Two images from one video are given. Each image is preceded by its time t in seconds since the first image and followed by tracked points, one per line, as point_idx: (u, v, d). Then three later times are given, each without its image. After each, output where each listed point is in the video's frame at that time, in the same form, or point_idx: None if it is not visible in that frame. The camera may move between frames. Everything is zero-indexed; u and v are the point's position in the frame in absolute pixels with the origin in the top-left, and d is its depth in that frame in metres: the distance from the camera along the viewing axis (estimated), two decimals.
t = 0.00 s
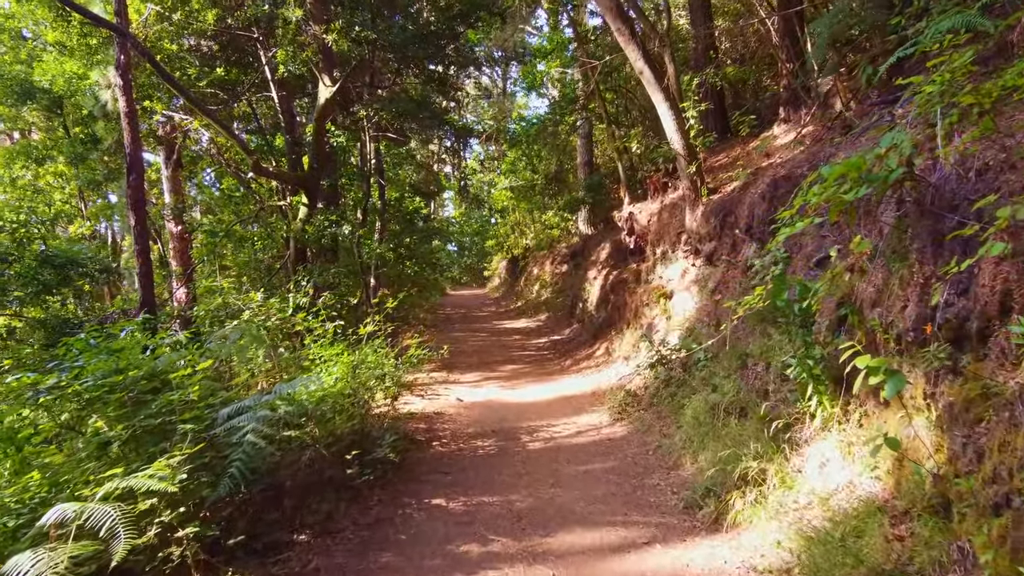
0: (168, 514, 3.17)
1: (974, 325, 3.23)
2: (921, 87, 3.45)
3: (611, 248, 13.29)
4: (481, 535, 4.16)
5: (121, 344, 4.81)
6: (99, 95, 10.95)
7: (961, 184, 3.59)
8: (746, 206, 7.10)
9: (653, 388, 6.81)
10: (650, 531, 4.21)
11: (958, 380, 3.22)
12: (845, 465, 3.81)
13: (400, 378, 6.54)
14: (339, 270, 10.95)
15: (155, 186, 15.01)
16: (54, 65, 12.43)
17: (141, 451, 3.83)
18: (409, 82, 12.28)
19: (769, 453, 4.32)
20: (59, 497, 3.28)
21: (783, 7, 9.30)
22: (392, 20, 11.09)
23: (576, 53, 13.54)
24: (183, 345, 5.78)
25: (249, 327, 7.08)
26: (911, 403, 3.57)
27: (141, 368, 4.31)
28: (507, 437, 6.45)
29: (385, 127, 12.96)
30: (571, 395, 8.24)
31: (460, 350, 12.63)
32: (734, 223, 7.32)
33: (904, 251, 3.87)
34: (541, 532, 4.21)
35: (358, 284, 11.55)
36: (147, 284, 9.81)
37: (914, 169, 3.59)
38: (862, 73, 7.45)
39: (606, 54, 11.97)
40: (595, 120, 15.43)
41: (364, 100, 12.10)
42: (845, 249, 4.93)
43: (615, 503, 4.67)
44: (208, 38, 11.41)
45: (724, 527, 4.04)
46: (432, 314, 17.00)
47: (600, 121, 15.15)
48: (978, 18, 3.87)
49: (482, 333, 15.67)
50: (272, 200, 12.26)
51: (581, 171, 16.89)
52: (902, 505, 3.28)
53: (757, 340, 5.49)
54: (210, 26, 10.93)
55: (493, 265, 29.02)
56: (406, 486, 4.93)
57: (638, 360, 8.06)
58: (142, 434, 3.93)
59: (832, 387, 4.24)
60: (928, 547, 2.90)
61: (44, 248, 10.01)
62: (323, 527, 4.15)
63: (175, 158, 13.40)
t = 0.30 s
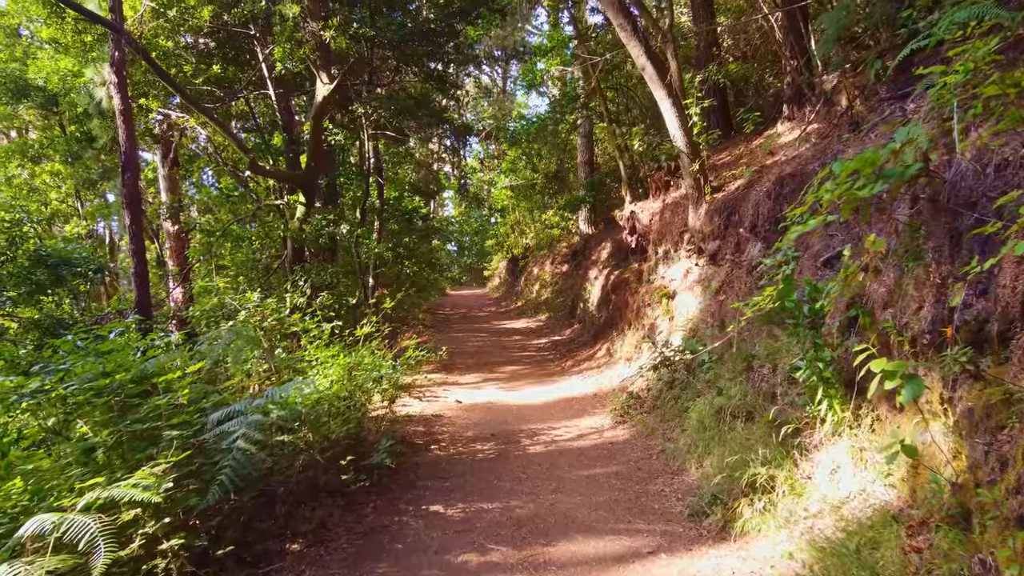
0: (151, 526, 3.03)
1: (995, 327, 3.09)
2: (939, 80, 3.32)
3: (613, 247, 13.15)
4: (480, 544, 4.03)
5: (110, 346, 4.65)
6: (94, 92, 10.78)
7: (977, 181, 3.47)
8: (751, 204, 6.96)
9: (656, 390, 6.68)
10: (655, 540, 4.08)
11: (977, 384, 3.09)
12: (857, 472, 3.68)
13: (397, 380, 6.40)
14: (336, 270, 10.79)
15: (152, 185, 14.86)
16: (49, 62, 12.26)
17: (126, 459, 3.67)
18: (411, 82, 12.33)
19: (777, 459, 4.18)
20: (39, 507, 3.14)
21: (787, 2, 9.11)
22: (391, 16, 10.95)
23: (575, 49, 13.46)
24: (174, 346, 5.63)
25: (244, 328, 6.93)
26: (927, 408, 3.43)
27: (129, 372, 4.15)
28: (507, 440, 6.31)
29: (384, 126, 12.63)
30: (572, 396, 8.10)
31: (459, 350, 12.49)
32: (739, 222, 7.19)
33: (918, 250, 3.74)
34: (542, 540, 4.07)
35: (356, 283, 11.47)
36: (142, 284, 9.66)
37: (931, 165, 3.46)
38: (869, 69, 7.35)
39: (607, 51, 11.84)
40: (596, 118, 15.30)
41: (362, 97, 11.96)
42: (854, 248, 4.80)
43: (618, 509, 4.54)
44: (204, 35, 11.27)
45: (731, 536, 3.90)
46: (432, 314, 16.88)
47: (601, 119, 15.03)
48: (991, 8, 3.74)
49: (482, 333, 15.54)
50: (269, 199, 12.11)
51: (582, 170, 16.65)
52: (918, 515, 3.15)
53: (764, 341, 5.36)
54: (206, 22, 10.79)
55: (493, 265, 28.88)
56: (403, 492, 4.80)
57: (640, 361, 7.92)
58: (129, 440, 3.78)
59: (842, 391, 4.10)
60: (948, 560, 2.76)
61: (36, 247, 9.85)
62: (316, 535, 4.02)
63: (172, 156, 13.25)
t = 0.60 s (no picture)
0: (133, 538, 2.90)
1: (1016, 330, 2.96)
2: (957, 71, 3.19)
3: (614, 246, 13.02)
4: (479, 553, 3.90)
5: (98, 347, 4.50)
6: (88, 90, 10.64)
7: (996, 178, 3.33)
8: (755, 203, 6.83)
9: (659, 392, 6.54)
10: (659, 549, 3.94)
11: (999, 390, 2.95)
12: (869, 480, 3.54)
13: (395, 382, 6.27)
14: (333, 270, 10.64)
15: (149, 184, 14.72)
16: (44, 59, 12.11)
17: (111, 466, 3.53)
18: (410, 80, 12.26)
19: (786, 465, 4.05)
20: (16, 518, 2.99)
21: None
22: (389, 13, 10.73)
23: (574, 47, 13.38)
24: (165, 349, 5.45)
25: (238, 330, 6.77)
26: (943, 413, 3.30)
27: (117, 375, 4.00)
28: (507, 444, 6.18)
29: (382, 124, 12.50)
30: (573, 398, 7.97)
31: (458, 351, 12.35)
32: (743, 221, 7.05)
33: (933, 249, 3.61)
34: (543, 550, 3.94)
35: (355, 283, 11.34)
36: (137, 284, 9.52)
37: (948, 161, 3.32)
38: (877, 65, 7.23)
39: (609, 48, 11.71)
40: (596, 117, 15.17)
41: (361, 95, 11.81)
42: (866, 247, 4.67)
43: (621, 517, 4.40)
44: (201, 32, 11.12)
45: (739, 545, 3.76)
46: (431, 314, 16.74)
47: (602, 119, 14.86)
48: None
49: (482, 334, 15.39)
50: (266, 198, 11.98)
51: (584, 170, 16.40)
52: (936, 526, 3.01)
53: (770, 343, 5.23)
54: (202, 19, 10.61)
55: (494, 265, 28.73)
56: (399, 498, 4.67)
57: (643, 363, 7.78)
58: (113, 446, 3.60)
59: (854, 395, 3.96)
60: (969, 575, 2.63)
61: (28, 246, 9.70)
62: (309, 545, 3.88)
63: (169, 155, 13.12)
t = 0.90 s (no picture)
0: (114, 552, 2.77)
1: None
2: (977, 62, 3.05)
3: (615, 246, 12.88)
4: (478, 563, 3.77)
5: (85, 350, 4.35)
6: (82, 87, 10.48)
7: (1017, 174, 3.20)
8: (760, 202, 6.69)
9: (662, 395, 6.41)
10: (665, 559, 3.81)
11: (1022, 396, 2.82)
12: (883, 488, 3.41)
13: (392, 385, 6.13)
14: (331, 270, 10.48)
15: (145, 183, 14.57)
16: (37, 56, 11.95)
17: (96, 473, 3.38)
18: (409, 78, 12.11)
19: (795, 472, 3.91)
20: None
21: None
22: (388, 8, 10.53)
23: (574, 45, 13.24)
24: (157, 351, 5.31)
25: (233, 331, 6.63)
26: (961, 419, 3.17)
27: (104, 379, 3.85)
28: (507, 448, 6.04)
29: (381, 122, 12.40)
30: (574, 401, 7.83)
31: (457, 352, 12.22)
32: (748, 220, 6.92)
33: (949, 248, 3.49)
34: (545, 560, 3.81)
35: (353, 284, 11.21)
36: (132, 284, 9.37)
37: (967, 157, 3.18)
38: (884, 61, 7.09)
39: (609, 45, 11.58)
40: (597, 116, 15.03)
41: (360, 93, 11.69)
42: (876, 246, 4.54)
43: (625, 525, 4.27)
44: (197, 29, 10.98)
45: (749, 556, 3.63)
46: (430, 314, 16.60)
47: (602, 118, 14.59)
48: None
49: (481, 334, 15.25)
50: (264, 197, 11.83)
51: (584, 169, 16.23)
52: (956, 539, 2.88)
53: (777, 345, 5.09)
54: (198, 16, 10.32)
55: (493, 264, 28.55)
56: (396, 505, 4.54)
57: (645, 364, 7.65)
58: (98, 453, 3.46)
59: (866, 400, 3.83)
60: None
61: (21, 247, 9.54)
62: (301, 555, 3.75)
63: (165, 154, 12.97)
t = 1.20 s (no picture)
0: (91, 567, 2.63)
1: None
2: (1000, 53, 2.91)
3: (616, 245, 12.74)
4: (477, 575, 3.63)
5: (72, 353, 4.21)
6: (76, 85, 10.32)
7: None
8: (764, 201, 6.57)
9: (665, 397, 6.28)
10: (670, 570, 3.67)
11: None
12: (896, 497, 3.27)
13: (390, 388, 5.99)
14: (328, 270, 10.33)
15: (141, 183, 14.41)
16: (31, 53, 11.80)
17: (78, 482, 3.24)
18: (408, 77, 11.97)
19: (805, 479, 3.78)
20: None
21: None
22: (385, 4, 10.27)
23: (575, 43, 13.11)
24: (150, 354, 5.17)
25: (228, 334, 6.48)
26: (980, 425, 3.03)
27: (89, 383, 3.71)
28: (506, 452, 5.91)
29: (381, 121, 12.29)
30: (575, 403, 7.69)
31: (456, 353, 12.07)
32: (753, 219, 6.79)
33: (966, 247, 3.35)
34: (546, 571, 3.67)
35: (351, 284, 11.08)
36: (127, 285, 9.22)
37: (987, 153, 3.05)
38: (891, 57, 6.97)
39: (610, 42, 11.46)
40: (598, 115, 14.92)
41: (359, 91, 11.55)
42: (888, 245, 4.40)
43: (628, 534, 4.14)
44: (193, 27, 10.84)
45: (758, 568, 3.50)
46: (429, 315, 16.47)
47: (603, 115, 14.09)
48: None
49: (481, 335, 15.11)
50: (260, 197, 11.69)
51: (585, 168, 16.08)
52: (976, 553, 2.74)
53: (784, 348, 4.97)
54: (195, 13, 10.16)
55: (493, 264, 28.38)
56: (393, 512, 4.41)
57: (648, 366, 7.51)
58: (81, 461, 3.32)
59: (878, 404, 3.69)
60: None
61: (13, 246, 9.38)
62: (293, 565, 3.62)
63: (161, 153, 12.86)
